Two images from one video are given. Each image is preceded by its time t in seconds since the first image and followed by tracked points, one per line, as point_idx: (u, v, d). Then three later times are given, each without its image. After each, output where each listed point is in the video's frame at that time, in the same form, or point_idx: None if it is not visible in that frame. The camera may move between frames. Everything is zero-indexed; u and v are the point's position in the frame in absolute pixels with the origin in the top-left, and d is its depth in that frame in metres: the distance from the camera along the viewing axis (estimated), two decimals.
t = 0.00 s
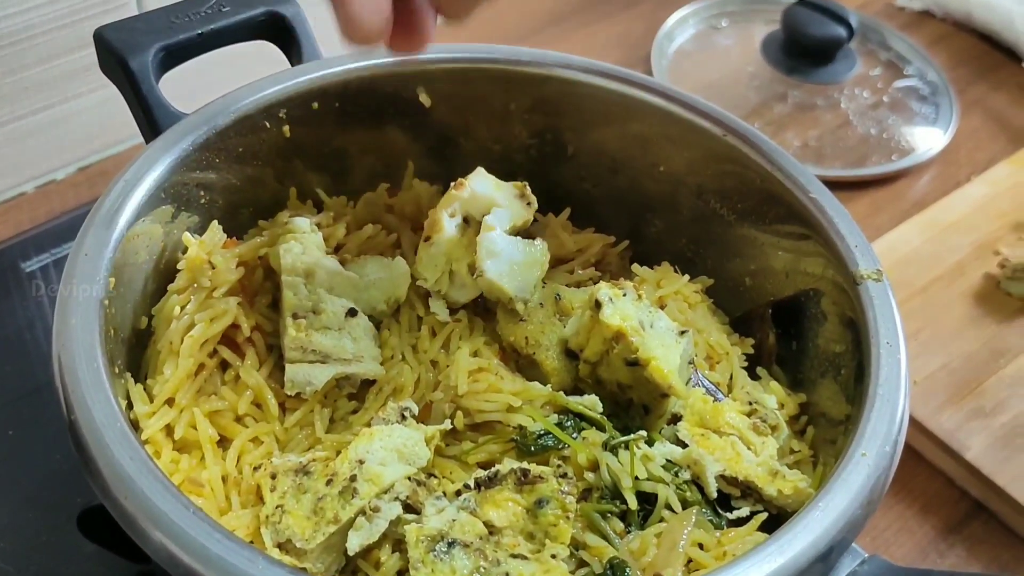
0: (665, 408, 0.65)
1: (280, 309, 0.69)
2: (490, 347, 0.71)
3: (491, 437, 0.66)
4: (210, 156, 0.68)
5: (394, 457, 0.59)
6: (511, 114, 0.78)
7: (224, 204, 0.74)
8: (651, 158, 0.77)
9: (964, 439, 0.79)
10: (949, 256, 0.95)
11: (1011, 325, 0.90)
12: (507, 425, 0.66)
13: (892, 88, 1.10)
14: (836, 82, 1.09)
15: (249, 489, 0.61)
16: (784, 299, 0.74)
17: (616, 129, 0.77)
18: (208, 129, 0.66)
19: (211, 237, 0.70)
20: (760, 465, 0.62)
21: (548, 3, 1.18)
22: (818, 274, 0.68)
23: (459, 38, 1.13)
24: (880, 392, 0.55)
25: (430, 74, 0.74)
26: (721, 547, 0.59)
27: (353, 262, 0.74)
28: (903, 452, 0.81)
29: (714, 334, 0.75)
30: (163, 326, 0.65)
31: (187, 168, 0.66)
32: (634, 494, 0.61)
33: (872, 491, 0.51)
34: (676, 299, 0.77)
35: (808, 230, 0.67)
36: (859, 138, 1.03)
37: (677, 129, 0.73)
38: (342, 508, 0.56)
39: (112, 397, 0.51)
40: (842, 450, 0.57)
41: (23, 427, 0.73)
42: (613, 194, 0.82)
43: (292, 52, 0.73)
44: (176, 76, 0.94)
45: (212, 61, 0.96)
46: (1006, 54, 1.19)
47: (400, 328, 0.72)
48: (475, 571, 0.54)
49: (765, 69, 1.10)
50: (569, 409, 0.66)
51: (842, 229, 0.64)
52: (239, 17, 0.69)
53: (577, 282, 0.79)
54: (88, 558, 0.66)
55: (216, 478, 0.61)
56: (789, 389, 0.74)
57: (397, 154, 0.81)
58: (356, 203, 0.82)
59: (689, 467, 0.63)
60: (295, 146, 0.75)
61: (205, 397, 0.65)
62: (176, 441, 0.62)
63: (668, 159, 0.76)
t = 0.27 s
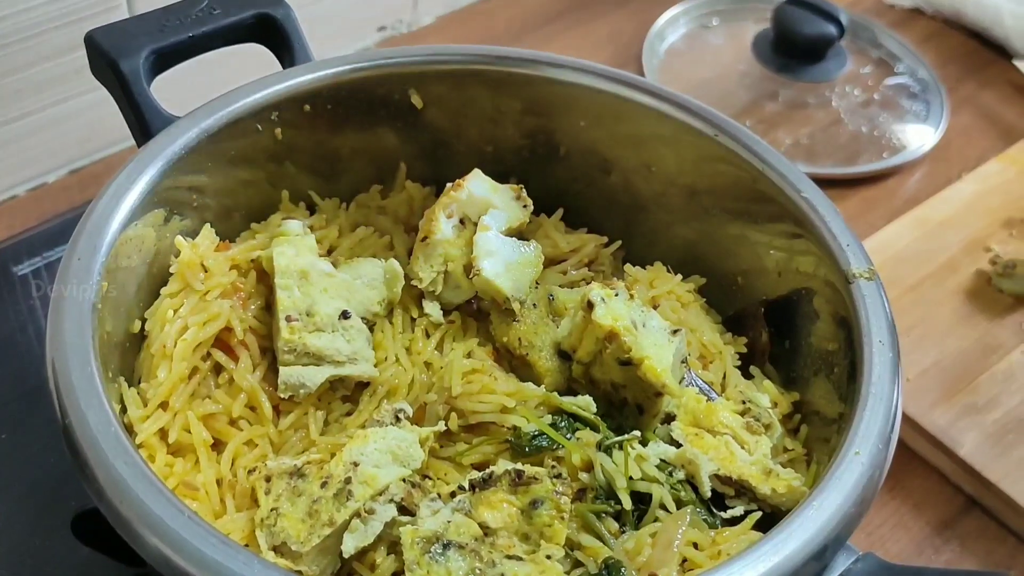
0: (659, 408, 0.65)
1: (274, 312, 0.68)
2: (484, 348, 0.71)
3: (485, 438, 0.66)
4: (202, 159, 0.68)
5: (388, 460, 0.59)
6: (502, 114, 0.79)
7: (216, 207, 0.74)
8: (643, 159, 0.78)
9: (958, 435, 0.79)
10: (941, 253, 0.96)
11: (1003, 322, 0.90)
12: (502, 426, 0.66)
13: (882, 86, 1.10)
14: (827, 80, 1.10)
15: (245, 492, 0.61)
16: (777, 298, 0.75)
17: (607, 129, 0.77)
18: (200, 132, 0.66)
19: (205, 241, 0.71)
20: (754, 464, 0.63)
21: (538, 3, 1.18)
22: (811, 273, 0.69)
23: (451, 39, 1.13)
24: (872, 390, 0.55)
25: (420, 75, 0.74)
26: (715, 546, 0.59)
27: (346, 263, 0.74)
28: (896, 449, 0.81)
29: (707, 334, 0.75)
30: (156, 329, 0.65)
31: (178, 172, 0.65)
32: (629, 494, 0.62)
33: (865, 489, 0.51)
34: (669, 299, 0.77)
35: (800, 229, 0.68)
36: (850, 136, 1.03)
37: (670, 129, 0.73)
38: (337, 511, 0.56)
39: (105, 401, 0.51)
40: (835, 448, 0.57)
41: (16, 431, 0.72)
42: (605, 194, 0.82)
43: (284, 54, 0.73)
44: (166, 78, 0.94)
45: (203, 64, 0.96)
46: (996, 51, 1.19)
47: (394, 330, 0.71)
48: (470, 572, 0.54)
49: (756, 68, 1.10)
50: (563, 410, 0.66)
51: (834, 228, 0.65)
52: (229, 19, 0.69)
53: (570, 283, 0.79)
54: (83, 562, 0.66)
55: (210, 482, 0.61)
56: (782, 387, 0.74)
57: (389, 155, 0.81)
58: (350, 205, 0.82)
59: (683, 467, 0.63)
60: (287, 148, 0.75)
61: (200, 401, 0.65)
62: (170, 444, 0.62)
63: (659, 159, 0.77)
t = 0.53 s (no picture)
0: (655, 406, 0.65)
1: (267, 313, 0.68)
2: (478, 347, 0.71)
3: (480, 437, 0.66)
4: (193, 159, 0.67)
5: (383, 460, 0.59)
6: (494, 112, 0.78)
7: (207, 207, 0.73)
8: (636, 156, 0.77)
9: (952, 430, 0.79)
10: (935, 248, 0.96)
11: (997, 316, 0.91)
12: (496, 425, 0.66)
13: (875, 81, 1.10)
14: (819, 76, 1.10)
15: (239, 494, 0.61)
16: (772, 295, 0.75)
17: (600, 127, 0.77)
18: (191, 132, 0.65)
19: (197, 242, 0.71)
20: (750, 461, 0.63)
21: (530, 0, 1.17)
22: (806, 269, 0.68)
23: (441, 37, 1.13)
24: (869, 386, 0.55)
25: (412, 73, 0.74)
26: (712, 544, 0.60)
27: (339, 263, 0.74)
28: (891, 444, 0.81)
29: (702, 331, 0.75)
30: (149, 330, 0.65)
31: (169, 172, 0.65)
32: (625, 493, 0.62)
33: (862, 486, 0.51)
34: (663, 296, 0.77)
35: (795, 225, 0.68)
36: (843, 131, 1.03)
37: (663, 126, 0.73)
38: (332, 512, 0.56)
39: (97, 403, 0.50)
40: (832, 445, 0.57)
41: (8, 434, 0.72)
42: (598, 191, 0.82)
43: (275, 54, 0.72)
44: (157, 78, 0.93)
45: (193, 63, 0.95)
46: (987, 45, 1.19)
47: (387, 329, 0.71)
48: (467, 573, 0.53)
49: (748, 65, 1.10)
50: (559, 408, 0.66)
51: (829, 224, 0.64)
52: (219, 19, 0.69)
53: (566, 280, 0.77)
54: (77, 566, 0.65)
55: (204, 484, 0.60)
56: (777, 384, 0.74)
57: (381, 154, 0.81)
58: (341, 203, 0.81)
59: (679, 465, 0.63)
60: (278, 148, 0.75)
61: (192, 402, 0.64)
62: (163, 446, 0.62)
63: (652, 156, 0.76)
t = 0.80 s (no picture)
0: (645, 403, 0.65)
1: (255, 313, 0.68)
2: (468, 347, 0.71)
3: (471, 437, 0.65)
4: (180, 160, 0.67)
5: (373, 460, 0.59)
6: (483, 111, 0.78)
7: (195, 208, 0.73)
8: (625, 153, 0.77)
9: (943, 425, 0.80)
10: (925, 243, 0.96)
11: (987, 310, 0.91)
12: (486, 425, 0.65)
13: (864, 76, 1.10)
14: (808, 71, 1.10)
15: (228, 496, 0.60)
16: (761, 291, 0.75)
17: (588, 125, 0.77)
18: (177, 133, 0.65)
19: (185, 243, 0.71)
20: (741, 458, 0.63)
21: None
22: (795, 266, 0.69)
23: (430, 36, 1.12)
24: (859, 382, 0.55)
25: (400, 71, 0.74)
26: (703, 542, 0.60)
27: (328, 264, 0.73)
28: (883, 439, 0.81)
29: (692, 328, 0.75)
30: (136, 332, 0.64)
31: (156, 174, 0.65)
32: (615, 491, 0.62)
33: (853, 482, 0.51)
34: (653, 294, 0.77)
35: (784, 222, 0.68)
36: (833, 127, 1.03)
37: (652, 123, 0.73)
38: (321, 514, 0.56)
39: (84, 407, 0.50)
40: (822, 441, 0.57)
41: None
42: (587, 189, 0.82)
43: (261, 54, 0.72)
44: (144, 79, 0.93)
45: (181, 63, 0.95)
46: (975, 39, 1.20)
47: (376, 329, 0.71)
48: (456, 573, 0.53)
49: (737, 61, 1.10)
50: (550, 407, 0.66)
51: (818, 220, 0.65)
52: (206, 19, 0.68)
53: (555, 278, 0.77)
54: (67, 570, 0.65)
55: (193, 486, 0.60)
56: (768, 380, 0.74)
57: (370, 153, 0.81)
58: (329, 203, 0.81)
59: (670, 462, 0.63)
60: (267, 148, 0.75)
61: (181, 405, 0.64)
62: (152, 449, 0.61)
63: (641, 154, 0.76)
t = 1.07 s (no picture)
0: (634, 406, 0.65)
1: (242, 318, 0.68)
2: (456, 350, 0.70)
3: (459, 441, 0.65)
4: (166, 163, 0.67)
5: (361, 465, 0.59)
6: (471, 113, 0.78)
7: (181, 212, 0.73)
8: (614, 154, 0.77)
9: (935, 424, 0.80)
10: (916, 241, 0.96)
11: (978, 309, 0.91)
12: (474, 428, 0.65)
13: (854, 75, 1.11)
14: (799, 70, 1.10)
15: (215, 502, 0.60)
16: (750, 292, 0.75)
17: (576, 126, 0.77)
18: (164, 136, 0.65)
19: (170, 247, 0.70)
20: (730, 460, 0.63)
21: None
22: (783, 267, 0.69)
23: (420, 37, 1.12)
24: (847, 383, 0.55)
25: (387, 73, 0.74)
26: (692, 544, 0.60)
27: (315, 267, 0.73)
28: (874, 438, 0.81)
29: (681, 329, 0.75)
30: (122, 338, 0.64)
31: (141, 178, 0.64)
32: (604, 494, 0.62)
33: (842, 484, 0.51)
34: (642, 295, 0.76)
35: (772, 222, 0.68)
36: (823, 125, 1.03)
37: (640, 124, 0.73)
38: (309, 519, 0.56)
39: (69, 414, 0.50)
40: (811, 442, 0.57)
41: None
42: (576, 190, 0.82)
43: (248, 57, 0.72)
44: (132, 81, 0.92)
45: (169, 65, 0.94)
46: (965, 37, 1.20)
47: (364, 333, 0.70)
48: None
49: (728, 61, 1.10)
50: (538, 410, 0.66)
51: (806, 221, 0.65)
52: (192, 21, 0.68)
53: (544, 280, 0.77)
54: None
55: (180, 492, 0.60)
56: (757, 381, 0.74)
57: (358, 155, 0.81)
58: (317, 206, 0.80)
59: (658, 465, 0.63)
60: (254, 151, 0.74)
61: (168, 410, 0.64)
62: (138, 455, 0.61)
63: (629, 155, 0.76)
